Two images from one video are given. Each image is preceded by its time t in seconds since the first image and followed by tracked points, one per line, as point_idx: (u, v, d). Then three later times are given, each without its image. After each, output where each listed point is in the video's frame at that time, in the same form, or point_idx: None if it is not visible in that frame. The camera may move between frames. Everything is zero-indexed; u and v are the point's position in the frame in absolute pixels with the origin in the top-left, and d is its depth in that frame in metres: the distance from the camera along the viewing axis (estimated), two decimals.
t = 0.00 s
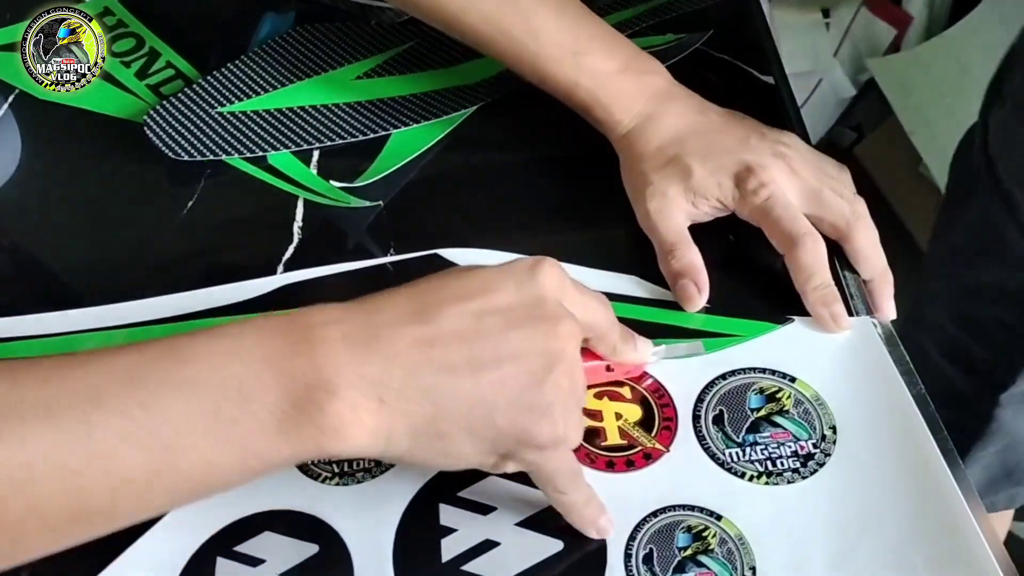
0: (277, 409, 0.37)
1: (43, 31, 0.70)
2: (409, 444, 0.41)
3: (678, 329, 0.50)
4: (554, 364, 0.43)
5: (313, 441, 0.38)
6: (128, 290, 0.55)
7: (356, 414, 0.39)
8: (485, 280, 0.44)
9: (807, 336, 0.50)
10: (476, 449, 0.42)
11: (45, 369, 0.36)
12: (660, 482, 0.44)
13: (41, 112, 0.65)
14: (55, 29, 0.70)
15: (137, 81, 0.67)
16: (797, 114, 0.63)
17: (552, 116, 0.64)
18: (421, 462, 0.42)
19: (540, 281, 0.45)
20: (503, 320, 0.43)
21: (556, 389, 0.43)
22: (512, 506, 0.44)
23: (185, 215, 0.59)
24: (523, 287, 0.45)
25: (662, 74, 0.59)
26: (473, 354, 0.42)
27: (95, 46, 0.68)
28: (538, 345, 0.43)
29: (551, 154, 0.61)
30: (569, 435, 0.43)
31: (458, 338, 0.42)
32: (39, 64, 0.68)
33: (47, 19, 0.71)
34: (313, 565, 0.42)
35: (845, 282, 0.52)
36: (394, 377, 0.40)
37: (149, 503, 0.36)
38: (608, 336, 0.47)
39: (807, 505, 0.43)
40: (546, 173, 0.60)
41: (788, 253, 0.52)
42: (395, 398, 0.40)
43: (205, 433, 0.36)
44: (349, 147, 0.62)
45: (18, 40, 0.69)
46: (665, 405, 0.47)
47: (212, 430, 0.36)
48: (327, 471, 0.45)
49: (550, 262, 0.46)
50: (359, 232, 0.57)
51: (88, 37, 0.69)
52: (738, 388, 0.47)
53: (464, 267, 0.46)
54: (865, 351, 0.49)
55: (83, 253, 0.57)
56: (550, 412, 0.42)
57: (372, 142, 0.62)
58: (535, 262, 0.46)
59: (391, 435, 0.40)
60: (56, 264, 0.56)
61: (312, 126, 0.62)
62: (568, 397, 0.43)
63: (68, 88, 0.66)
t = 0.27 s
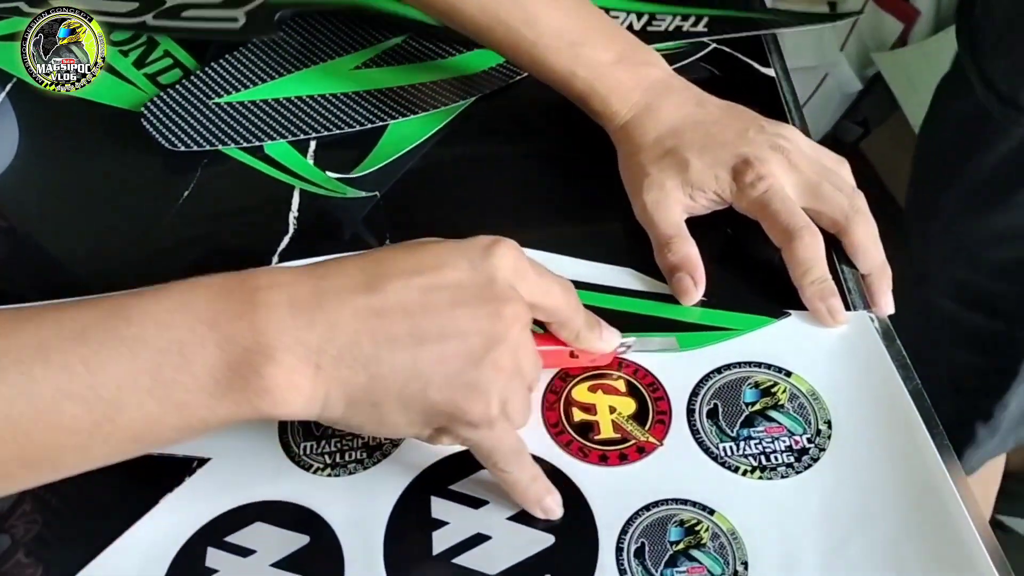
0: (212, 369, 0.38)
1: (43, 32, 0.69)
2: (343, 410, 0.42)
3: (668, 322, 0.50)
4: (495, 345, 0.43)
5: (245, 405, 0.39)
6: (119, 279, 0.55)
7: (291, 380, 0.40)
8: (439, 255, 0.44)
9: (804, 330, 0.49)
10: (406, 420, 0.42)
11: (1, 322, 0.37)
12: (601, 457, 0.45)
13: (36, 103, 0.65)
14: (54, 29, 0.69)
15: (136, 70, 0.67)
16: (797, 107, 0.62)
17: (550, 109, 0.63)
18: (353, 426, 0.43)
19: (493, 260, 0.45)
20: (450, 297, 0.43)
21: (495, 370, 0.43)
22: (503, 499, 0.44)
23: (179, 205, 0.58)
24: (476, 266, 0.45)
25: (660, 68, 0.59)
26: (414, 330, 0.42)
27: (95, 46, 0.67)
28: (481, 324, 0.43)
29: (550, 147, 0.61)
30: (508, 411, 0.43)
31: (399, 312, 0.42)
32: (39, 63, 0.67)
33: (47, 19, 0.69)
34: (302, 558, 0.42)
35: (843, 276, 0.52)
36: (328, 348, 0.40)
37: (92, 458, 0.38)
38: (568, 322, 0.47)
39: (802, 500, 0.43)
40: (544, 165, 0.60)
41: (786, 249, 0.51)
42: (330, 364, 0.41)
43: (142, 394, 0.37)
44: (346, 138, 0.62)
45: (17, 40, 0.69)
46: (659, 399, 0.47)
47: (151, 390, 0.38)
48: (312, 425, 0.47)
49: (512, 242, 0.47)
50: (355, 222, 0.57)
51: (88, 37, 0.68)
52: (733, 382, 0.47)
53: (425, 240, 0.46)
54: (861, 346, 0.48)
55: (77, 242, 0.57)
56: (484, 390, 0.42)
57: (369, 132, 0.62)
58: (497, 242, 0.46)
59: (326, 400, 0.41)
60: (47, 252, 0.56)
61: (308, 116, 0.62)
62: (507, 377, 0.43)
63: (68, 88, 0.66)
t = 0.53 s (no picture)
0: (179, 340, 0.40)
1: (43, 32, 0.69)
2: (303, 382, 0.43)
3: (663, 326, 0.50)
4: (449, 333, 0.44)
5: (211, 373, 0.40)
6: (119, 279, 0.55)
7: (252, 354, 0.41)
8: (408, 240, 0.45)
9: (804, 333, 0.49)
10: (360, 396, 0.44)
11: None
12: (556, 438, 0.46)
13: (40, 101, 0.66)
14: (54, 29, 0.69)
15: (140, 70, 0.67)
16: (799, 110, 0.62)
17: (552, 110, 0.63)
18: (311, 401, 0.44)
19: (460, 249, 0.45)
20: (413, 283, 0.44)
21: (446, 356, 0.43)
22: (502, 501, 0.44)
23: (181, 206, 0.59)
24: (442, 253, 0.45)
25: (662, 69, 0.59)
26: (371, 312, 0.43)
27: (94, 46, 0.68)
28: (439, 311, 0.44)
29: (551, 148, 0.61)
30: (463, 394, 0.44)
31: (357, 293, 0.43)
32: (39, 63, 0.67)
33: (47, 19, 0.70)
34: (302, 558, 0.42)
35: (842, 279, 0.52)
36: (284, 323, 0.42)
37: (63, 416, 0.39)
38: (536, 312, 0.47)
39: (800, 503, 0.43)
40: (545, 167, 0.60)
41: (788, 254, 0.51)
42: (290, 338, 0.42)
43: (111, 361, 0.39)
44: (349, 139, 0.62)
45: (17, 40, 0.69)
46: (659, 401, 0.47)
47: (120, 357, 0.39)
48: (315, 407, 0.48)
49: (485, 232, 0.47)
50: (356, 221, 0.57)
51: (88, 37, 0.68)
52: (733, 385, 0.47)
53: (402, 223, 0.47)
54: (861, 349, 0.48)
55: (80, 242, 0.57)
56: (435, 374, 0.43)
57: (372, 133, 0.62)
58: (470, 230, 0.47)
59: (286, 372, 0.43)
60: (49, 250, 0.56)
61: (311, 117, 0.62)
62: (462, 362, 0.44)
63: (67, 88, 0.66)
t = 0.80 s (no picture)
0: (123, 329, 0.41)
1: (42, 31, 0.70)
2: (244, 373, 0.44)
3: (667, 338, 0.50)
4: (388, 329, 0.45)
5: (153, 364, 0.42)
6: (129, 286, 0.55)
7: (195, 346, 0.43)
8: (356, 239, 0.47)
9: (815, 342, 0.49)
10: (299, 389, 0.45)
11: None
12: (501, 432, 0.47)
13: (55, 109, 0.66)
14: (54, 30, 0.70)
15: (152, 78, 0.67)
16: (810, 118, 0.62)
17: (561, 118, 0.63)
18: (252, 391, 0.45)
19: (407, 247, 0.46)
20: (357, 279, 0.46)
21: (385, 353, 0.44)
22: (512, 510, 0.44)
23: (191, 214, 0.59)
24: (389, 251, 0.46)
25: (671, 76, 0.59)
26: (313, 306, 0.44)
27: (94, 46, 0.68)
28: (379, 307, 0.45)
29: (561, 155, 0.61)
30: (404, 391, 0.45)
31: (299, 286, 0.44)
32: (39, 63, 0.68)
33: (47, 19, 0.70)
34: (309, 565, 0.42)
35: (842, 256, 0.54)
36: (227, 314, 0.43)
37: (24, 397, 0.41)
38: (487, 312, 0.47)
39: (811, 513, 0.43)
40: (554, 174, 0.60)
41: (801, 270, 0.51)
42: (233, 330, 0.43)
43: (59, 348, 0.41)
44: (359, 147, 0.62)
45: (17, 42, 0.69)
46: (668, 409, 0.47)
47: (70, 345, 0.41)
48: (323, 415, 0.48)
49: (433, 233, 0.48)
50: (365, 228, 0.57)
51: (88, 38, 0.69)
52: (743, 394, 0.47)
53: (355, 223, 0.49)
54: (872, 358, 0.48)
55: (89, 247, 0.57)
56: (372, 369, 0.44)
57: (381, 141, 0.62)
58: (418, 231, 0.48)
59: (228, 364, 0.44)
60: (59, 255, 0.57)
61: (321, 126, 0.62)
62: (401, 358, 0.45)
63: (68, 89, 0.67)
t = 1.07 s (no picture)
0: (129, 331, 0.41)
1: (43, 31, 0.70)
2: (247, 377, 0.44)
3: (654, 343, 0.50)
4: (389, 332, 0.44)
5: (158, 363, 0.42)
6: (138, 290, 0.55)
7: (199, 349, 0.42)
8: (356, 243, 0.46)
9: (826, 335, 0.49)
10: (301, 392, 0.44)
11: None
12: (510, 432, 0.47)
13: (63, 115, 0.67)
14: (54, 29, 0.70)
15: (162, 84, 0.68)
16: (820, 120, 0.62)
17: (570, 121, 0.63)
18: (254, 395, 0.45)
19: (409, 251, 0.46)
20: (360, 283, 0.45)
21: (386, 354, 0.44)
22: (522, 517, 0.44)
23: (201, 220, 0.59)
24: (390, 255, 0.46)
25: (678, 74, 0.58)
26: (314, 310, 0.44)
27: (94, 46, 0.69)
28: (380, 310, 0.45)
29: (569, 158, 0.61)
30: (406, 395, 0.45)
31: (300, 290, 0.44)
32: (39, 63, 0.69)
33: (47, 19, 0.71)
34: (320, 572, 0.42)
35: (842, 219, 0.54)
36: (230, 317, 0.43)
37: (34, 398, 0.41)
38: (489, 316, 0.47)
39: (823, 516, 0.42)
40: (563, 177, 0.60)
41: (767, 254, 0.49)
42: (235, 333, 0.43)
43: (65, 351, 0.41)
44: (369, 152, 0.62)
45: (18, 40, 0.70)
46: (678, 414, 0.47)
47: (74, 348, 0.41)
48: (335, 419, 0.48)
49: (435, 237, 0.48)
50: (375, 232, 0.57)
51: (88, 37, 0.69)
52: (754, 398, 0.47)
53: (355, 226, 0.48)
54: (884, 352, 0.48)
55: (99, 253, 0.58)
56: (373, 372, 0.44)
57: (392, 146, 0.62)
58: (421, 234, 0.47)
59: (230, 367, 0.44)
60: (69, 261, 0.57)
61: (331, 131, 0.63)
62: (403, 361, 0.44)
63: (68, 89, 0.68)
